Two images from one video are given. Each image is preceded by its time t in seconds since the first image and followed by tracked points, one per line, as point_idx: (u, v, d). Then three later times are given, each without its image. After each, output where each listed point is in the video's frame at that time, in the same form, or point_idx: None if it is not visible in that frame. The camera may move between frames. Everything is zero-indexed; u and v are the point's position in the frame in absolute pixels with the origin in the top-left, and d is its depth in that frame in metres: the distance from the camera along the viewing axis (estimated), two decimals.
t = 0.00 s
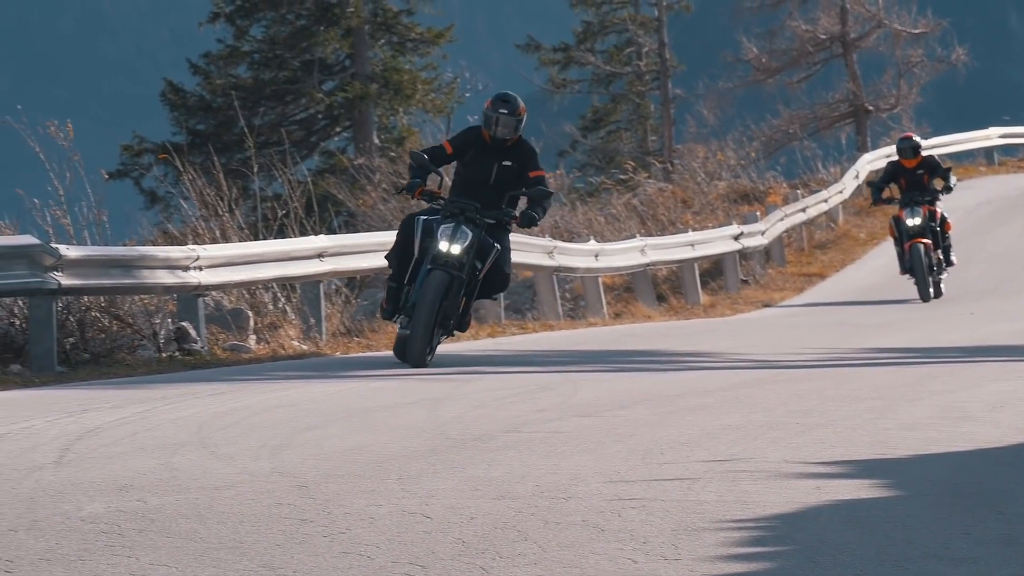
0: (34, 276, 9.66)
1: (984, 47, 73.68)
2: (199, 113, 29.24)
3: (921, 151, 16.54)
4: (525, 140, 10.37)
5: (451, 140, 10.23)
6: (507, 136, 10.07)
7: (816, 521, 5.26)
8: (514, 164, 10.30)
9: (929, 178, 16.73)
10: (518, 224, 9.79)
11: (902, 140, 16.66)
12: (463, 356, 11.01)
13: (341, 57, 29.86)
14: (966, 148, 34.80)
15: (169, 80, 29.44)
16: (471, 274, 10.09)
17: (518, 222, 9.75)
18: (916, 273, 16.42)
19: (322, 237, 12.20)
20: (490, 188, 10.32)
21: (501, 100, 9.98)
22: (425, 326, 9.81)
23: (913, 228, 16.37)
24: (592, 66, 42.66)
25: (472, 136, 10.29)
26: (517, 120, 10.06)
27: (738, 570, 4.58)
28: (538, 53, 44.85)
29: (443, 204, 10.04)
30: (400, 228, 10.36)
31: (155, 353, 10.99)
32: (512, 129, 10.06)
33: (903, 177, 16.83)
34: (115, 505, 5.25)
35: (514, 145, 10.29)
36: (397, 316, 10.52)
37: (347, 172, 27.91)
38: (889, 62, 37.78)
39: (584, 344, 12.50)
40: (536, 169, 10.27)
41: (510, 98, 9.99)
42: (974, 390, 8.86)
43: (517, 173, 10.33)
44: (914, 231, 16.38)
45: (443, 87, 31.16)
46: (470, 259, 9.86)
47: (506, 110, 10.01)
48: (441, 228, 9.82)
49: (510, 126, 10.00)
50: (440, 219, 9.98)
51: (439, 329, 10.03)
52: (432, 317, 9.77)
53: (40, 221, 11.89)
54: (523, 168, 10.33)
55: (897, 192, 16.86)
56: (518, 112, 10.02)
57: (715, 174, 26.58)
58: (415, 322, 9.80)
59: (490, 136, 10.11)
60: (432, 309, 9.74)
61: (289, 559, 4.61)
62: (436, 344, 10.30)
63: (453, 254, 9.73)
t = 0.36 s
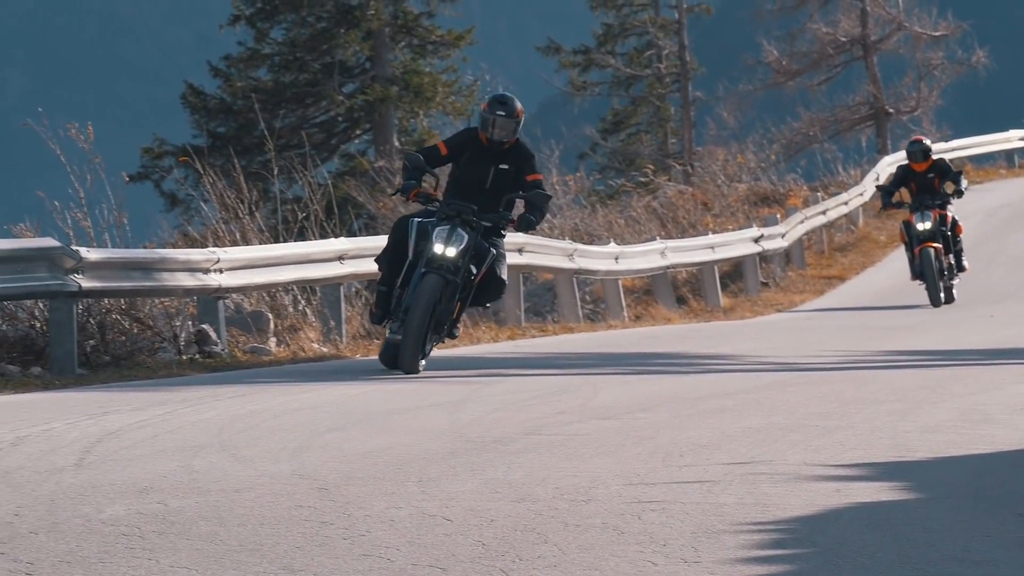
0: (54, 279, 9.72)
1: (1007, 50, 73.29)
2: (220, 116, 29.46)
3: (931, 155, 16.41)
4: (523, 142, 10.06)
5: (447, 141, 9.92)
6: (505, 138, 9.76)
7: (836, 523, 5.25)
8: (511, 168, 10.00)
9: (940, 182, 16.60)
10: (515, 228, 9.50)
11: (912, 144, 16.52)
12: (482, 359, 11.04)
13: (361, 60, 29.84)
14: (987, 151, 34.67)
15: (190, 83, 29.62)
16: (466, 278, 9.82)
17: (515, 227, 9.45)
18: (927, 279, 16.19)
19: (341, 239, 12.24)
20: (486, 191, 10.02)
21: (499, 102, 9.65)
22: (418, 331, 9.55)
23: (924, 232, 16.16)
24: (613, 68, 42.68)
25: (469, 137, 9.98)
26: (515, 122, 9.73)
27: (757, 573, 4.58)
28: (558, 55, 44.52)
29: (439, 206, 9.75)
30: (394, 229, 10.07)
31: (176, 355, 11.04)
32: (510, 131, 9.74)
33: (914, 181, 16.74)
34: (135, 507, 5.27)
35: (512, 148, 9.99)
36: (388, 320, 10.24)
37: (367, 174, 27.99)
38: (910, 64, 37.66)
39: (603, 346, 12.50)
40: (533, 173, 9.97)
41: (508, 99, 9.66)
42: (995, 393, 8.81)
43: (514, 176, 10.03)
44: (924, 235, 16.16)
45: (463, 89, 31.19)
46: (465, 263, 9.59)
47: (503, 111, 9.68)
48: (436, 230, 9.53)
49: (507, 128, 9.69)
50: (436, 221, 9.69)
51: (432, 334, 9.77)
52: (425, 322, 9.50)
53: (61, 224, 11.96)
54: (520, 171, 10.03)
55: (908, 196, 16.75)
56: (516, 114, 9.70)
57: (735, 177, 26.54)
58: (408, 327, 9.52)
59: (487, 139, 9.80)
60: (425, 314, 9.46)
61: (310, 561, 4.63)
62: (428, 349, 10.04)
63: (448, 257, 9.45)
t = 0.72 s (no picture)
0: (74, 282, 9.78)
1: None
2: (238, 119, 29.55)
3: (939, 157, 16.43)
4: (520, 146, 9.92)
5: (441, 144, 9.78)
6: (500, 142, 9.62)
7: (855, 526, 5.24)
8: (506, 172, 9.87)
9: (948, 186, 16.53)
10: (512, 232, 9.32)
11: (918, 146, 16.53)
12: (500, 362, 11.06)
13: (380, 63, 29.84)
14: (1007, 153, 34.54)
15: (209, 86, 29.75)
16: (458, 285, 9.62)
17: (511, 231, 9.29)
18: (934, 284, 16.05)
19: (360, 243, 12.30)
20: (481, 196, 9.88)
21: (494, 105, 9.51)
22: (410, 338, 9.32)
23: (931, 236, 16.09)
24: (631, 71, 42.68)
25: (464, 140, 9.84)
26: (511, 126, 9.58)
27: None
28: (577, 58, 44.66)
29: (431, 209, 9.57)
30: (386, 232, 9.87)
31: (195, 358, 11.08)
32: (505, 135, 9.59)
33: (921, 186, 16.64)
34: (154, 510, 5.29)
35: (508, 152, 9.85)
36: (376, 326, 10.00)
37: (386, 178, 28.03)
38: (929, 67, 37.60)
39: (622, 349, 12.50)
40: (528, 177, 9.83)
41: (504, 102, 9.51)
42: (1014, 396, 8.78)
43: (508, 180, 9.91)
44: (933, 239, 16.07)
45: (482, 92, 31.23)
46: (458, 268, 9.39)
47: (499, 114, 9.54)
48: (430, 234, 9.32)
49: (502, 132, 9.54)
50: (429, 225, 9.50)
51: (423, 341, 9.55)
52: (417, 328, 9.29)
53: (79, 227, 12.00)
54: (515, 175, 9.89)
55: (916, 201, 16.66)
56: (512, 118, 9.55)
57: (753, 180, 26.52)
58: (400, 334, 9.31)
59: (482, 143, 9.66)
60: (417, 320, 9.24)
61: (328, 564, 4.64)
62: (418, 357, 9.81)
63: (441, 262, 9.24)
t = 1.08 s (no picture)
0: (89, 285, 9.81)
1: None
2: (253, 122, 29.61)
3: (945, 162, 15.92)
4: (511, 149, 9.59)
5: (431, 146, 9.41)
6: (492, 145, 9.28)
7: (870, 530, 5.23)
8: (498, 176, 9.52)
9: (953, 189, 16.09)
10: (504, 238, 9.09)
11: (924, 150, 16.01)
12: (514, 365, 11.07)
13: (394, 66, 29.89)
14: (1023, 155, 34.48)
15: (224, 89, 29.82)
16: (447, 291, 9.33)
17: (504, 237, 9.08)
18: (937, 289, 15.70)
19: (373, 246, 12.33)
20: (472, 200, 9.53)
21: (488, 107, 9.15)
22: (398, 343, 9.00)
23: (934, 241, 15.71)
24: (646, 74, 42.66)
25: (454, 143, 9.46)
26: (504, 129, 9.23)
27: None
28: (592, 61, 44.65)
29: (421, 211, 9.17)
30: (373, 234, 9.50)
31: (210, 361, 11.12)
32: (498, 138, 9.25)
33: (925, 189, 16.19)
34: (170, 514, 5.31)
35: (499, 157, 9.51)
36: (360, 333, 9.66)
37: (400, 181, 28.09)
38: (944, 70, 37.60)
39: (637, 352, 12.49)
40: (521, 183, 9.50)
41: (497, 105, 9.16)
42: None
43: (500, 185, 9.57)
44: (936, 244, 15.72)
45: (497, 94, 31.27)
46: (448, 273, 9.10)
47: (491, 117, 9.18)
48: (420, 238, 9.03)
49: (495, 135, 9.19)
50: (419, 228, 9.17)
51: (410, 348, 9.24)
52: (406, 334, 8.96)
53: (94, 229, 12.02)
54: (507, 180, 9.55)
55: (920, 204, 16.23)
56: (505, 120, 9.21)
57: (768, 183, 26.49)
58: (387, 340, 8.97)
59: (473, 146, 9.30)
60: (406, 325, 8.92)
61: (343, 566, 4.65)
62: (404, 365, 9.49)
63: (432, 266, 8.95)
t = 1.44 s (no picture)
0: (104, 287, 9.85)
1: None
2: (268, 124, 29.64)
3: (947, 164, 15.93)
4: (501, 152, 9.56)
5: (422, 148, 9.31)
6: (484, 148, 9.20)
7: (885, 532, 5.23)
8: (490, 179, 9.49)
9: (955, 192, 16.08)
10: (496, 242, 8.90)
11: (926, 152, 16.05)
12: (527, 368, 11.08)
13: (409, 68, 29.95)
14: None
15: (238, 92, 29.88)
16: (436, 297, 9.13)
17: (496, 242, 8.89)
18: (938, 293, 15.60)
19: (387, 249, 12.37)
20: (462, 204, 9.48)
21: (479, 109, 9.04)
22: (387, 348, 8.77)
23: (936, 244, 15.66)
24: (660, 77, 42.57)
25: (445, 145, 9.40)
26: (495, 131, 9.15)
27: None
28: (606, 64, 44.55)
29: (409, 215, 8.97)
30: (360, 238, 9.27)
31: (225, 363, 11.16)
32: (490, 140, 9.17)
33: (927, 191, 16.22)
34: (184, 516, 5.33)
35: (491, 159, 9.48)
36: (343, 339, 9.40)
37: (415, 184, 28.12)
38: (959, 72, 37.58)
39: (652, 355, 12.49)
40: (513, 186, 9.48)
41: (489, 106, 9.06)
42: None
43: (491, 188, 9.54)
44: (937, 247, 15.67)
45: (511, 97, 31.30)
46: (439, 278, 8.91)
47: (484, 119, 9.07)
48: (410, 241, 8.83)
49: (486, 138, 9.12)
50: (409, 231, 8.97)
51: (398, 354, 9.02)
52: (395, 340, 8.73)
53: (109, 232, 12.08)
54: (499, 182, 9.52)
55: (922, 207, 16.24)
56: (497, 122, 9.11)
57: (783, 185, 26.45)
58: (376, 346, 8.74)
59: (465, 149, 9.25)
60: (395, 330, 8.69)
61: (357, 569, 4.66)
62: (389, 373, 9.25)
63: (422, 270, 8.75)
